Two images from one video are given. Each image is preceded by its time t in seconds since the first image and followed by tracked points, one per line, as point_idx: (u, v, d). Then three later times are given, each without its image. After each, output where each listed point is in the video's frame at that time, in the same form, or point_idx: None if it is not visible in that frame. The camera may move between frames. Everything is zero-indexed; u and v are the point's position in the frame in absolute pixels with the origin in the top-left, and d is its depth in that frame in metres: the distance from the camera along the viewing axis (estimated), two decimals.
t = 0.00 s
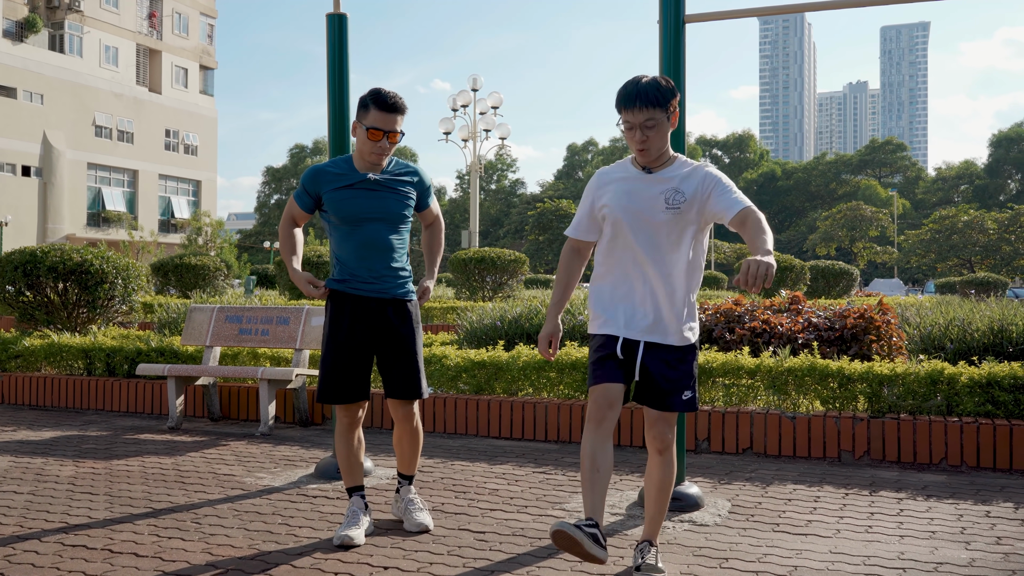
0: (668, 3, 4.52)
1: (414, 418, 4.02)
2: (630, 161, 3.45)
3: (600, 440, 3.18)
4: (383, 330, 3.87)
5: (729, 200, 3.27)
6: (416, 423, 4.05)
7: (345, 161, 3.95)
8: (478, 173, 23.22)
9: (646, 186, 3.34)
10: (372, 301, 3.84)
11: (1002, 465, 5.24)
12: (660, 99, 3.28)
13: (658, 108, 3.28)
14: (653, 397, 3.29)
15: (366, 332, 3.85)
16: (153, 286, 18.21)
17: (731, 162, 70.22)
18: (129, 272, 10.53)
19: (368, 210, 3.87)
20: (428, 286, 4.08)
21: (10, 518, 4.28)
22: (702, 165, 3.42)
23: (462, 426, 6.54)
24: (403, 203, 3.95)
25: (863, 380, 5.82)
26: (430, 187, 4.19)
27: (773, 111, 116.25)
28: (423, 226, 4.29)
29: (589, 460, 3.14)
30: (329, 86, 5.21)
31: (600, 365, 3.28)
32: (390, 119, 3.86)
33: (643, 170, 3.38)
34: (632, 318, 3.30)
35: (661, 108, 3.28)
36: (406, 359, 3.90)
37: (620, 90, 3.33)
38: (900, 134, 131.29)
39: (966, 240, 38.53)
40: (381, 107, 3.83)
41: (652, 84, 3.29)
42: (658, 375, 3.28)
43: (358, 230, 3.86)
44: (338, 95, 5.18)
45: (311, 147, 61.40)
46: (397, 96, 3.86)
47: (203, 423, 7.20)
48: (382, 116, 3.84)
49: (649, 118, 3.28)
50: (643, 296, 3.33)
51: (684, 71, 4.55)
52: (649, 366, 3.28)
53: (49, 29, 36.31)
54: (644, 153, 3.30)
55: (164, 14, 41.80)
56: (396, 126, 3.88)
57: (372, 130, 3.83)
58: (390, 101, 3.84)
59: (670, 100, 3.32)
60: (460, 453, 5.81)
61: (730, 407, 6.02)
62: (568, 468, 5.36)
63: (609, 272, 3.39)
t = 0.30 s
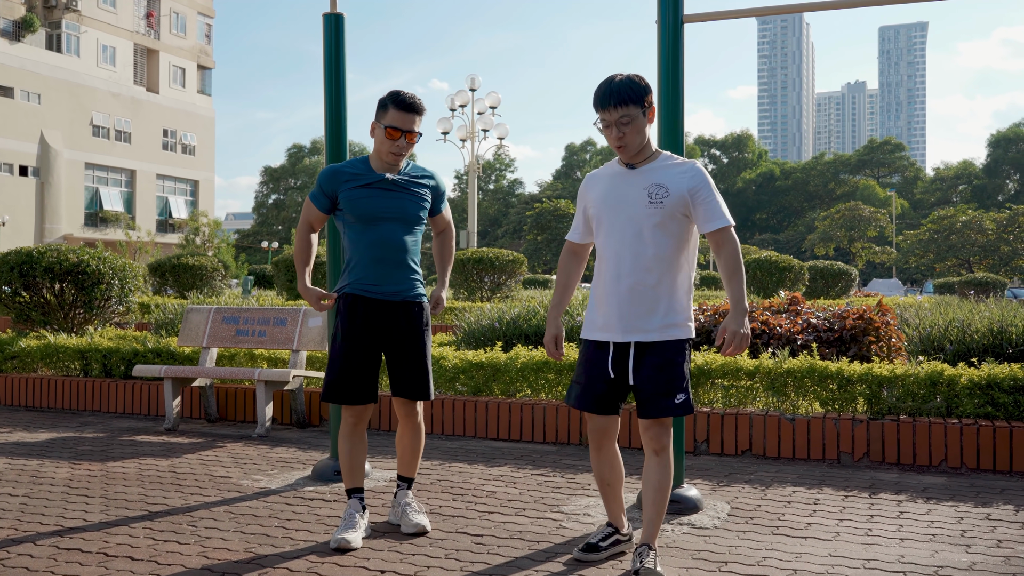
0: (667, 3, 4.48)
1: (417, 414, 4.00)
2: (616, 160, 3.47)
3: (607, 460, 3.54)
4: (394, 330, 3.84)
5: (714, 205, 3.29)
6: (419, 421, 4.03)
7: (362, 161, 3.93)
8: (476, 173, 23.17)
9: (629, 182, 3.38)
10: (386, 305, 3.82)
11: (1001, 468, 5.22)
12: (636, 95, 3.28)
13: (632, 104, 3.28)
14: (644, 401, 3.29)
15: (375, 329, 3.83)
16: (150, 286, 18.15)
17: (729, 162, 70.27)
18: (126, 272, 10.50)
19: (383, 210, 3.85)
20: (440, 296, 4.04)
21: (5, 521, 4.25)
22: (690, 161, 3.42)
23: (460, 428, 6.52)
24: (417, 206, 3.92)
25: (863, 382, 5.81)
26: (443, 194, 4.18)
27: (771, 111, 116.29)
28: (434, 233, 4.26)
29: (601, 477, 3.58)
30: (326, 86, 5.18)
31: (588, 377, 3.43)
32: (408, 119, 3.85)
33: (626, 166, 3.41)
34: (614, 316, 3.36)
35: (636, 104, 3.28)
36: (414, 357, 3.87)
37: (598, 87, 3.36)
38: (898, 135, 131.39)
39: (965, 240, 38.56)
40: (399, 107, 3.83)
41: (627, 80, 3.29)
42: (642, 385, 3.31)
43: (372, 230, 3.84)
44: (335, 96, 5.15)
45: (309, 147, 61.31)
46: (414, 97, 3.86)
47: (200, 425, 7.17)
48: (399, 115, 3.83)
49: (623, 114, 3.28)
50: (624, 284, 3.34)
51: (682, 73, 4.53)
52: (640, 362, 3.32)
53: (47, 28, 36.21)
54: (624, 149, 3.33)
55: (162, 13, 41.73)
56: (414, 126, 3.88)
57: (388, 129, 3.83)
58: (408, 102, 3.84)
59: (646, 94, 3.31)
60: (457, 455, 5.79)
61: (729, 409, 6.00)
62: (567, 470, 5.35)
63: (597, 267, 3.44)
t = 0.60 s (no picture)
0: (666, 4, 4.47)
1: (420, 415, 4.00)
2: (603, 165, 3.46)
3: (614, 457, 3.53)
4: (401, 331, 3.84)
5: (701, 205, 3.29)
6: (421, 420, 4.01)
7: (375, 163, 3.92)
8: (476, 173, 23.17)
9: (616, 188, 3.38)
10: (393, 305, 3.82)
11: (1001, 468, 5.22)
12: (618, 103, 3.24)
13: (617, 114, 3.24)
14: (642, 395, 3.28)
15: (382, 329, 3.82)
16: (150, 286, 18.15)
17: (729, 162, 70.31)
18: (124, 272, 10.49)
19: (394, 213, 3.84)
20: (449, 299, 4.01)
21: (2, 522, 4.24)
22: (678, 160, 3.41)
23: (458, 428, 6.51)
24: (428, 209, 3.91)
25: (862, 382, 5.80)
26: (460, 198, 4.14)
27: (771, 112, 116.29)
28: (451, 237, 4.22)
29: (605, 475, 3.56)
30: (325, 88, 5.17)
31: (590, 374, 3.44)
32: (419, 120, 3.86)
33: (613, 172, 3.39)
34: (612, 319, 3.36)
35: (620, 113, 3.24)
36: (417, 358, 3.85)
37: (580, 95, 3.32)
38: (898, 135, 131.43)
39: (964, 241, 38.56)
40: (411, 109, 3.84)
41: (610, 87, 3.26)
42: (640, 383, 3.30)
43: (381, 232, 3.84)
44: (334, 97, 5.14)
45: (308, 147, 61.29)
46: (426, 100, 3.86)
47: (199, 425, 7.16)
48: (410, 117, 3.84)
49: (609, 125, 3.25)
50: (618, 290, 3.34)
51: (682, 75, 4.52)
52: (638, 359, 3.32)
53: (46, 28, 36.18)
54: (610, 158, 3.32)
55: (161, 14, 41.73)
56: (424, 128, 3.88)
57: (397, 130, 3.85)
58: (419, 105, 3.84)
59: (630, 102, 3.28)
60: (456, 456, 5.79)
61: (728, 409, 5.99)
62: (566, 471, 5.33)
63: (591, 273, 3.44)
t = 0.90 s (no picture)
0: (662, 5, 4.48)
1: (415, 417, 3.98)
2: (613, 165, 3.41)
3: (608, 461, 3.47)
4: (396, 333, 3.83)
5: (715, 208, 3.29)
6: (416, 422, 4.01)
7: (371, 164, 3.92)
8: (473, 174, 23.18)
9: (630, 191, 3.32)
10: (387, 305, 3.80)
11: (997, 468, 5.22)
12: (640, 108, 3.16)
13: (639, 116, 3.17)
14: (654, 401, 3.29)
15: (379, 330, 3.81)
16: (146, 286, 18.12)
17: (726, 162, 70.42)
18: (120, 273, 10.47)
19: (390, 214, 3.84)
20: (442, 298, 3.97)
21: None
22: (689, 163, 3.38)
23: (453, 429, 6.50)
24: (423, 209, 3.90)
25: (858, 382, 5.80)
26: (455, 199, 4.13)
27: (769, 112, 116.38)
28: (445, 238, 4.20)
29: (599, 478, 3.50)
30: (321, 88, 5.16)
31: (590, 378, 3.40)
32: (413, 119, 3.86)
33: (626, 175, 3.34)
34: (623, 321, 3.34)
35: (642, 116, 3.18)
36: (413, 360, 3.85)
37: (598, 94, 3.22)
38: (895, 135, 131.55)
39: (961, 241, 38.62)
40: (406, 108, 3.84)
41: (632, 88, 3.17)
42: (649, 386, 3.30)
43: (376, 233, 3.83)
44: (330, 96, 5.13)
45: (306, 147, 61.25)
46: (421, 100, 3.87)
47: (194, 426, 7.14)
48: (404, 115, 3.84)
49: (630, 130, 3.18)
50: (633, 292, 3.32)
51: (678, 76, 4.52)
52: (646, 361, 3.31)
53: (43, 28, 36.15)
54: (628, 161, 3.25)
55: (158, 14, 41.72)
56: (419, 127, 3.87)
57: (390, 127, 3.84)
58: (414, 104, 3.85)
59: (650, 105, 3.21)
60: (453, 457, 5.78)
61: (725, 409, 5.99)
62: (562, 472, 5.32)
63: (602, 274, 3.40)
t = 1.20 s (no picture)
0: (659, 6, 4.48)
1: (404, 416, 3.98)
2: (616, 164, 3.39)
3: (613, 464, 3.37)
4: (385, 332, 3.84)
5: (720, 208, 3.28)
6: (405, 423, 4.01)
7: (351, 164, 3.91)
8: (471, 174, 23.18)
9: (633, 192, 3.32)
10: (367, 305, 3.80)
11: (994, 469, 5.22)
12: (645, 112, 3.14)
13: (644, 120, 3.15)
14: (658, 396, 3.30)
15: (364, 330, 3.81)
16: (144, 286, 18.09)
17: (724, 163, 70.50)
18: (118, 273, 10.46)
19: (372, 213, 3.83)
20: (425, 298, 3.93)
21: None
22: (695, 162, 3.37)
23: (450, 430, 6.50)
24: (404, 209, 3.89)
25: (856, 383, 5.80)
26: (435, 197, 4.11)
27: (767, 112, 116.48)
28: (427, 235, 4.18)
29: (602, 483, 3.37)
30: (319, 88, 5.15)
31: (594, 365, 3.37)
32: (390, 115, 3.85)
33: (630, 175, 3.32)
34: (624, 317, 3.33)
35: (647, 120, 3.15)
36: (399, 359, 3.87)
37: (603, 96, 3.20)
38: (893, 136, 131.74)
39: (958, 241, 38.62)
40: (385, 106, 3.84)
41: (637, 91, 3.16)
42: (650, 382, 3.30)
43: (358, 232, 3.83)
44: (327, 95, 5.13)
45: (304, 147, 61.22)
46: (399, 97, 3.87)
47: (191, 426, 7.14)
48: (383, 113, 3.84)
49: (635, 134, 3.16)
50: (634, 290, 3.32)
51: (676, 76, 4.51)
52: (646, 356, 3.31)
53: (41, 28, 36.11)
54: (633, 164, 3.23)
55: (156, 14, 41.69)
56: (397, 123, 3.87)
57: (370, 124, 3.83)
58: (393, 102, 3.85)
59: (655, 108, 3.19)
60: (451, 457, 5.77)
61: (723, 410, 5.98)
62: (559, 472, 5.32)
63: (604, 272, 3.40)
